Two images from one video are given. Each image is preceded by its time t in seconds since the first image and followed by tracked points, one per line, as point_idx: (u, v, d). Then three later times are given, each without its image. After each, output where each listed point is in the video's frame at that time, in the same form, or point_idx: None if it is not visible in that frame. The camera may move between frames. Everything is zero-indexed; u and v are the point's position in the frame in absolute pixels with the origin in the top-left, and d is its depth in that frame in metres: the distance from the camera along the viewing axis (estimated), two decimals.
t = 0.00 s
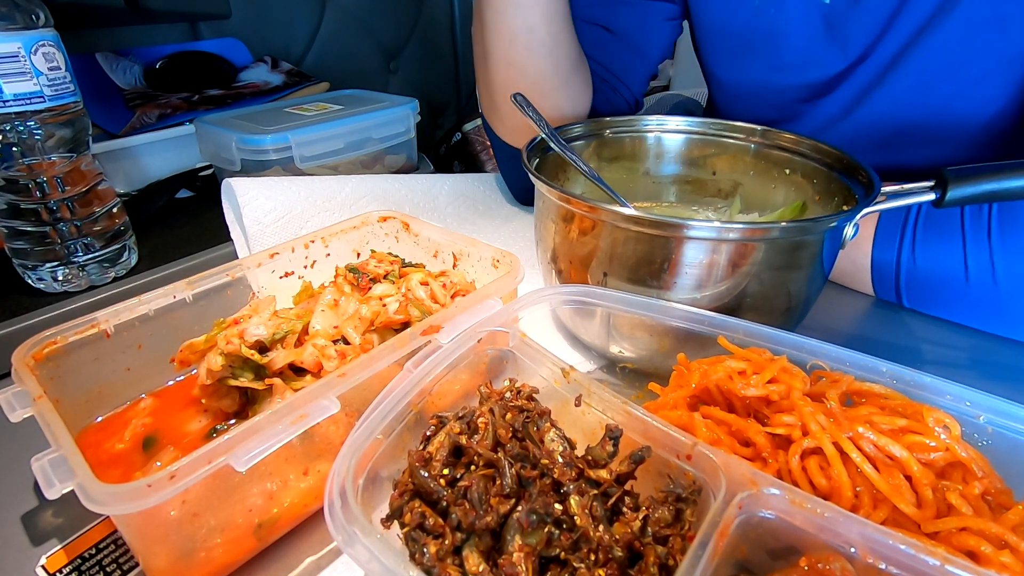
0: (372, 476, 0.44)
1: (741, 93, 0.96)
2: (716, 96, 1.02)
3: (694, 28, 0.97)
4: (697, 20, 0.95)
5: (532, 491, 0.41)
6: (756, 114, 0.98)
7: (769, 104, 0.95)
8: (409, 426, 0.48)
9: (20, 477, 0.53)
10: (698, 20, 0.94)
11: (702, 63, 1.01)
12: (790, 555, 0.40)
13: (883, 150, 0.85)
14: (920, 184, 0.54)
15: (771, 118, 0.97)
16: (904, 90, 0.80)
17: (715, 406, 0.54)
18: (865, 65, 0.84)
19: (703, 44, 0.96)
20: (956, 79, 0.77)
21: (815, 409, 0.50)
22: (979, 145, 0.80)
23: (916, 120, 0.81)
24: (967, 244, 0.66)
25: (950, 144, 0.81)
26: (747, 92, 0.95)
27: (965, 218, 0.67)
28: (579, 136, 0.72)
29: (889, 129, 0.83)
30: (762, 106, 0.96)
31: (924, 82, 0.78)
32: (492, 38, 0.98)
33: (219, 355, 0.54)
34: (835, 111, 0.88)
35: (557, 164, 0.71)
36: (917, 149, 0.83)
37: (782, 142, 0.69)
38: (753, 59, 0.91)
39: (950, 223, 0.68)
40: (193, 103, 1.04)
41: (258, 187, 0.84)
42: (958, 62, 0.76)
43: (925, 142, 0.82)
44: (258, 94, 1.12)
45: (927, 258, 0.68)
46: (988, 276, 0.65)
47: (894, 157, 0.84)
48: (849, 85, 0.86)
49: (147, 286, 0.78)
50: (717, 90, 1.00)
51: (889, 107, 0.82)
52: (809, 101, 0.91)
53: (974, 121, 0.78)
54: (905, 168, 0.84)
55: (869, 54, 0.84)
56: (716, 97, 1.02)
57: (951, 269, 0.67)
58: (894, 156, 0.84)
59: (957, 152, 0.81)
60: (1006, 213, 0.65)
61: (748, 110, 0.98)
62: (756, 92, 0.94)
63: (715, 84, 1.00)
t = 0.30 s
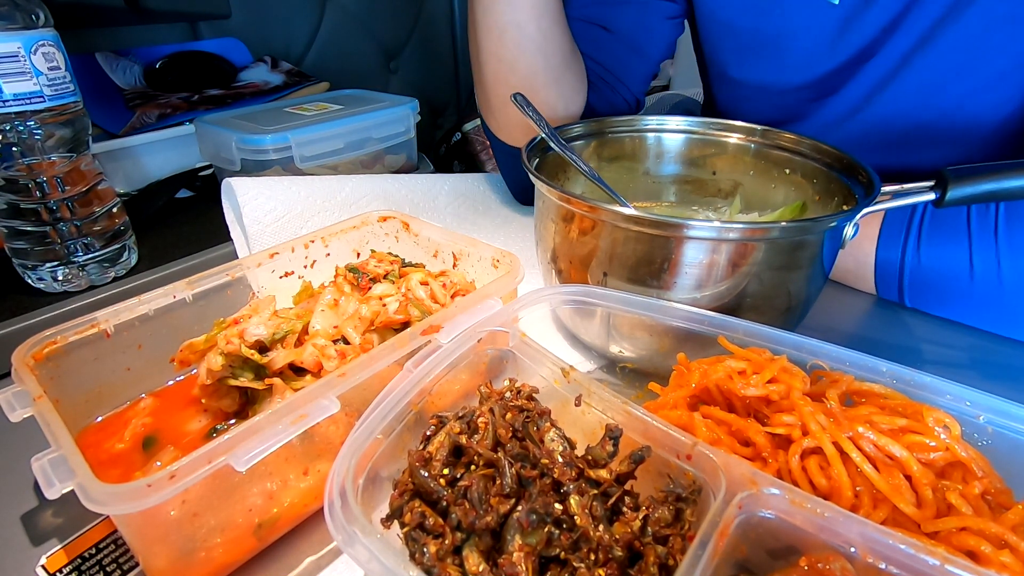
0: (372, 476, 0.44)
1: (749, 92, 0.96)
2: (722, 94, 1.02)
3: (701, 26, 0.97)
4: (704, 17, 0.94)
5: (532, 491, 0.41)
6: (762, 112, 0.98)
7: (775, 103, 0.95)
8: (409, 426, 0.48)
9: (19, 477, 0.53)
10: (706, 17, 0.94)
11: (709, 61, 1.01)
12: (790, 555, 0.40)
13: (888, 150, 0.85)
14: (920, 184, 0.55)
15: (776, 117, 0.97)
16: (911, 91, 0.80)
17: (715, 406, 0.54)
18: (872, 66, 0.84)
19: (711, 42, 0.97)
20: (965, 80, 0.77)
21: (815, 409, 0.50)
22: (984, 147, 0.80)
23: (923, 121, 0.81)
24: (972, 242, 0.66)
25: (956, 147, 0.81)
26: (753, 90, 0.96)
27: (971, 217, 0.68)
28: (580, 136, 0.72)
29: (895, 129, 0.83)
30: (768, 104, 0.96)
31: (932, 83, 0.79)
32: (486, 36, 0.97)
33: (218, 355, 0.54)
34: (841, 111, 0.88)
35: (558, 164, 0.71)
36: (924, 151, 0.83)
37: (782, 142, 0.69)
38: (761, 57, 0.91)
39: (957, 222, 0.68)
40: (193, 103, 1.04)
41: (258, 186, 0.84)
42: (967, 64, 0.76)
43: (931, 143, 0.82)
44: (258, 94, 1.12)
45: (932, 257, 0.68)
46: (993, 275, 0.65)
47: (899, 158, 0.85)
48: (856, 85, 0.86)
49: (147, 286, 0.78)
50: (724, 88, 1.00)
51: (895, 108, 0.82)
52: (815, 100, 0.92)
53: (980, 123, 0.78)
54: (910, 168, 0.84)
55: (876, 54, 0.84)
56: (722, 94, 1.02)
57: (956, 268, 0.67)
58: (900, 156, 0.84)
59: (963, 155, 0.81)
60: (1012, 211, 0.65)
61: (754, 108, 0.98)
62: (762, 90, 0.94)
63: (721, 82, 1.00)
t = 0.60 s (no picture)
0: (372, 476, 0.44)
1: (739, 91, 0.96)
2: (714, 95, 1.02)
3: (692, 24, 0.97)
4: (695, 15, 0.95)
5: (532, 490, 0.41)
6: (754, 112, 0.98)
7: (766, 102, 0.95)
8: (409, 426, 0.48)
9: (19, 477, 0.53)
10: (697, 17, 0.94)
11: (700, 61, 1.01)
12: (790, 554, 0.40)
13: (882, 150, 0.85)
14: (920, 184, 0.55)
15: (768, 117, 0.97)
16: (902, 87, 0.80)
17: (715, 406, 0.54)
18: (861, 62, 0.84)
19: (702, 41, 0.97)
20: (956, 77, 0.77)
21: (815, 409, 0.50)
22: (978, 147, 0.79)
23: (916, 120, 0.81)
24: (970, 244, 0.66)
25: (949, 147, 0.81)
26: (744, 90, 0.95)
27: (970, 219, 0.68)
28: (580, 136, 0.72)
29: (888, 127, 0.83)
30: (759, 103, 0.96)
31: (924, 80, 0.78)
32: (480, 37, 0.96)
33: (218, 355, 0.54)
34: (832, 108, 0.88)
35: (557, 164, 0.71)
36: (917, 150, 0.82)
37: (782, 142, 0.69)
38: (751, 56, 0.91)
39: (956, 224, 0.68)
40: (193, 102, 1.04)
41: (259, 186, 0.84)
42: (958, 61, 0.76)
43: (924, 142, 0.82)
44: (258, 93, 1.12)
45: (931, 258, 0.68)
46: (992, 276, 0.65)
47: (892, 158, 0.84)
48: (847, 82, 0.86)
49: (147, 286, 0.78)
50: (715, 88, 1.00)
51: (887, 105, 0.82)
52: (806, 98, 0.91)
53: (973, 122, 0.78)
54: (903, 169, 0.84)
55: (863, 50, 0.84)
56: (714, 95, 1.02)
57: (955, 270, 0.67)
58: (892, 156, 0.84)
59: (957, 155, 0.80)
60: (1011, 212, 0.65)
61: (745, 108, 0.98)
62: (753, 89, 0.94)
63: (713, 82, 1.00)
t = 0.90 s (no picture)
0: (372, 476, 0.44)
1: (736, 92, 0.96)
2: (712, 95, 1.02)
3: (688, 25, 0.97)
4: (691, 15, 0.95)
5: (532, 491, 0.41)
6: (751, 113, 0.97)
7: (764, 103, 0.95)
8: (409, 426, 0.48)
9: (19, 477, 0.53)
10: (694, 17, 0.94)
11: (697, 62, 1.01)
12: (790, 555, 0.40)
13: (879, 151, 0.85)
14: (920, 184, 0.55)
15: (766, 117, 0.97)
16: (898, 87, 0.80)
17: (715, 406, 0.54)
18: (857, 61, 0.84)
19: (699, 42, 0.97)
20: (952, 76, 0.77)
21: (815, 409, 0.50)
22: (975, 148, 0.79)
23: (912, 120, 0.81)
24: (970, 245, 0.66)
25: (946, 147, 0.80)
26: (742, 91, 0.95)
27: (969, 219, 0.68)
28: (580, 136, 0.72)
29: (885, 127, 0.83)
30: (756, 104, 0.96)
31: (920, 79, 0.78)
32: (479, 38, 0.96)
33: (218, 355, 0.54)
34: (830, 108, 0.88)
35: (557, 164, 0.71)
36: (914, 151, 0.82)
37: (782, 142, 0.69)
38: (747, 56, 0.91)
39: (956, 224, 0.68)
40: (193, 102, 1.04)
41: (260, 187, 0.84)
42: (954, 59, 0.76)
43: (922, 143, 0.81)
44: (257, 93, 1.12)
45: (930, 258, 0.68)
46: (991, 277, 0.65)
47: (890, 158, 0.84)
48: (844, 82, 0.86)
49: (147, 286, 0.78)
50: (714, 89, 1.00)
51: (884, 105, 0.82)
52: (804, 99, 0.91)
53: (970, 122, 0.78)
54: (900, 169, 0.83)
55: (860, 49, 0.84)
56: (712, 95, 1.02)
57: (955, 270, 0.67)
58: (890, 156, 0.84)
59: (954, 155, 0.80)
60: (1010, 213, 0.65)
61: (743, 109, 0.98)
62: (750, 90, 0.94)
63: (711, 83, 1.00)
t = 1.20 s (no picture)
0: (372, 476, 0.44)
1: (735, 92, 0.96)
2: (713, 96, 1.02)
3: (689, 25, 0.97)
4: (692, 16, 0.95)
5: (532, 491, 0.41)
6: (752, 113, 0.97)
7: (765, 103, 0.95)
8: (409, 426, 0.48)
9: (19, 477, 0.53)
10: (696, 17, 0.94)
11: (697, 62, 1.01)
12: (790, 555, 0.40)
13: (880, 151, 0.85)
14: (920, 185, 0.55)
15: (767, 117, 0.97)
16: (900, 86, 0.80)
17: (715, 406, 0.54)
18: (859, 60, 0.84)
19: (700, 42, 0.97)
20: (954, 76, 0.77)
21: (815, 409, 0.50)
22: (976, 149, 0.79)
23: (913, 119, 0.81)
24: (970, 245, 0.66)
25: (947, 147, 0.80)
26: (743, 91, 0.95)
27: (970, 219, 0.68)
28: (580, 136, 0.72)
29: (886, 127, 0.83)
30: (757, 104, 0.96)
31: (922, 79, 0.78)
32: (480, 38, 0.96)
33: (218, 355, 0.54)
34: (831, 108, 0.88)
35: (557, 164, 0.71)
36: (915, 150, 0.82)
37: (782, 142, 0.69)
38: (747, 56, 0.91)
39: (956, 224, 0.68)
40: (193, 103, 1.04)
41: (259, 187, 0.84)
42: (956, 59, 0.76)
43: (923, 142, 0.81)
44: (257, 94, 1.12)
45: (930, 258, 0.68)
46: (991, 277, 0.65)
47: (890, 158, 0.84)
48: (846, 82, 0.86)
49: (147, 286, 0.78)
50: (714, 89, 1.00)
51: (885, 104, 0.82)
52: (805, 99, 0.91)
53: (971, 122, 0.78)
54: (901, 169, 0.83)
55: (863, 49, 0.84)
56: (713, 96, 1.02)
57: (955, 270, 0.67)
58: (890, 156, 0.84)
59: (955, 155, 0.80)
60: (1010, 213, 0.65)
61: (744, 109, 0.98)
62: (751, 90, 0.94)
63: (712, 84, 1.00)
